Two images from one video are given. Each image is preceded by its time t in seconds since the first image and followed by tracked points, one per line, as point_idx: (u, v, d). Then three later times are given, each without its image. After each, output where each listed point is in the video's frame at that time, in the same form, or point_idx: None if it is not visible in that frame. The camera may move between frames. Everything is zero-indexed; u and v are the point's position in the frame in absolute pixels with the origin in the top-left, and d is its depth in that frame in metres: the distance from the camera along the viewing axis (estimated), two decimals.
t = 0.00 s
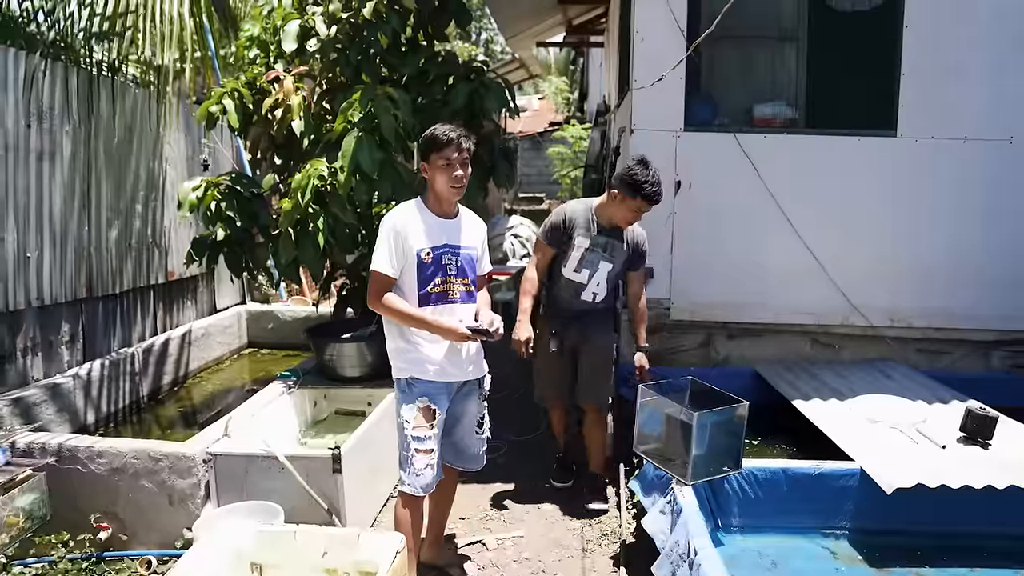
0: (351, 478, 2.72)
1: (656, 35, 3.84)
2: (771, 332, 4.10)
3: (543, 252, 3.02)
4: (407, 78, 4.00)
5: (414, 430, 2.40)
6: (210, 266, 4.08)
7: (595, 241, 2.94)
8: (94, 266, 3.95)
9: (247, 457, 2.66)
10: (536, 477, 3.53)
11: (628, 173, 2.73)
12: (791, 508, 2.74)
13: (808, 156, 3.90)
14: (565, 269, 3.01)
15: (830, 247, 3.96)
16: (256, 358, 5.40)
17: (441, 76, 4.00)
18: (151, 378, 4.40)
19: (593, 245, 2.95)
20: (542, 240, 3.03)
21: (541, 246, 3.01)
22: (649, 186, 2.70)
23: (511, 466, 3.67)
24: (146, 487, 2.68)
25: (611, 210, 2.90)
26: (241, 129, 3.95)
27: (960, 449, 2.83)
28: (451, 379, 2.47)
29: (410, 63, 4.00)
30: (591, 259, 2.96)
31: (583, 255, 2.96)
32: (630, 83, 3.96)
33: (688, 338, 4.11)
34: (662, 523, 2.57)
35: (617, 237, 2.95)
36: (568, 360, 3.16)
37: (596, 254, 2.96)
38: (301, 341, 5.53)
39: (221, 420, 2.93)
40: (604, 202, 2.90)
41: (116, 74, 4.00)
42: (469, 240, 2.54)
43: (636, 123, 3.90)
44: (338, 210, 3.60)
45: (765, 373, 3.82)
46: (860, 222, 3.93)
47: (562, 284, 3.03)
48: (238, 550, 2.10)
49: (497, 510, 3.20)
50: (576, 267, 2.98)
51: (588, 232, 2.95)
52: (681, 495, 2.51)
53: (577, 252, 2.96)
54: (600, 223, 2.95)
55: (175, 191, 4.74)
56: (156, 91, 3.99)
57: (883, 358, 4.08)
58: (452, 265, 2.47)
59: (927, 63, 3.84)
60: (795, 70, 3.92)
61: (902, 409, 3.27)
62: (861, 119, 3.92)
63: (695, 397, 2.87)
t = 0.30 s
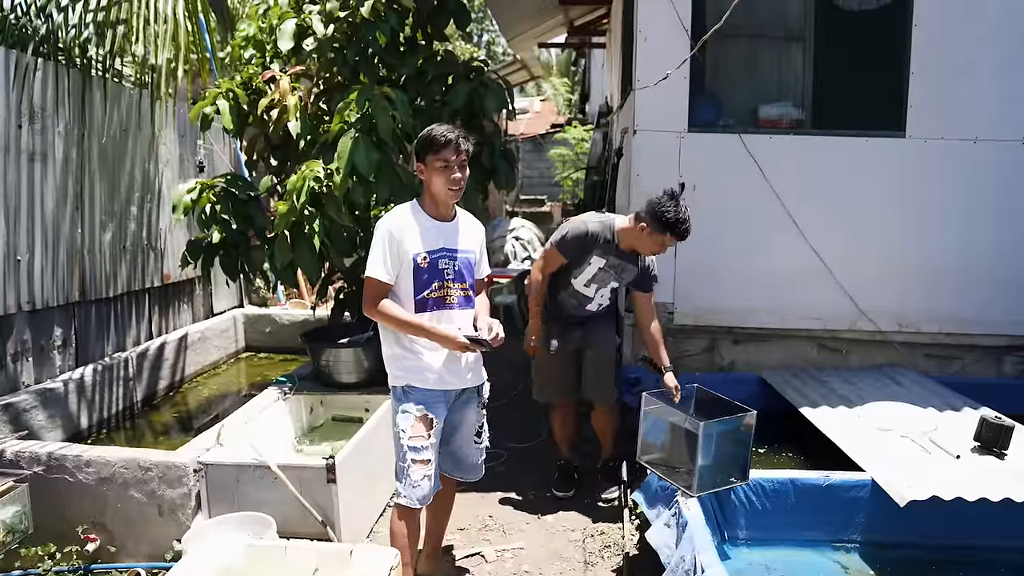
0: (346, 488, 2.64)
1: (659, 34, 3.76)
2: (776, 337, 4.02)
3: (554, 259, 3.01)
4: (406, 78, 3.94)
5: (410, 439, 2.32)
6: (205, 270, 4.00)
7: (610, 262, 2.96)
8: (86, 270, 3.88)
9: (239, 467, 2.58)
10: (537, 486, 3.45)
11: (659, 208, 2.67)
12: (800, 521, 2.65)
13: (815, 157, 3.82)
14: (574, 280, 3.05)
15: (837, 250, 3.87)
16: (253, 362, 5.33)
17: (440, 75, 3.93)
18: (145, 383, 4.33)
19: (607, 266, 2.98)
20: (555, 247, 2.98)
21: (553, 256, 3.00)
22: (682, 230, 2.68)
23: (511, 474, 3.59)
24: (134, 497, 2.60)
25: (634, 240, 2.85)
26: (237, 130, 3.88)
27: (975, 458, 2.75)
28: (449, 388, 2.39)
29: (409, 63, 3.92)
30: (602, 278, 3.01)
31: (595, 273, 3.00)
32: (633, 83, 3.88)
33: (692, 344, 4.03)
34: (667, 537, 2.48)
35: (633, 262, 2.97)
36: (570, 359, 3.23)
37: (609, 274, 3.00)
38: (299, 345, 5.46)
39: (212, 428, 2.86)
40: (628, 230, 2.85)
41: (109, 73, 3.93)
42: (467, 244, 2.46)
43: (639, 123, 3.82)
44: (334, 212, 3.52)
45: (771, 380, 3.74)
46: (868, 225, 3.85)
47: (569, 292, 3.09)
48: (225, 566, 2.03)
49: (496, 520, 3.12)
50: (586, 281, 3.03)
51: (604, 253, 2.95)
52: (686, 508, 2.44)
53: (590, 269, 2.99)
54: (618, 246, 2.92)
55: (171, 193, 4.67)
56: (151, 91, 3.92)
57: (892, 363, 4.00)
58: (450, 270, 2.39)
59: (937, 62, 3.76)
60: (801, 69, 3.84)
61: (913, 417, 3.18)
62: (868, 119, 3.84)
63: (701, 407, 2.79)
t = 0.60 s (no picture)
0: (340, 500, 2.52)
1: (664, 30, 3.66)
2: (783, 342, 3.91)
3: (572, 280, 2.89)
4: (403, 76, 3.83)
5: (406, 451, 2.20)
6: (197, 273, 3.90)
7: (629, 295, 2.85)
8: (74, 272, 3.77)
9: (226, 479, 2.47)
10: (538, 496, 3.34)
11: (684, 242, 2.52)
12: (812, 535, 2.54)
13: (824, 157, 3.71)
14: (588, 302, 2.95)
15: (847, 252, 3.76)
16: (248, 366, 5.23)
17: (438, 73, 3.83)
18: (135, 388, 4.22)
19: (626, 297, 2.87)
20: (574, 270, 2.87)
21: (570, 278, 2.89)
22: (708, 268, 2.52)
23: (512, 484, 3.48)
24: (117, 510, 2.49)
25: (657, 274, 2.70)
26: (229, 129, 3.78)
27: (995, 470, 2.64)
28: (446, 397, 2.28)
29: (406, 60, 3.81)
30: (619, 307, 2.92)
31: (612, 302, 2.90)
32: (637, 80, 3.77)
33: (698, 349, 3.93)
34: (676, 555, 2.38)
35: (653, 297, 2.85)
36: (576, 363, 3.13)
37: (626, 305, 2.91)
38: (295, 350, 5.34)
39: (201, 438, 2.77)
40: (651, 262, 2.71)
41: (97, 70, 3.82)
42: (466, 246, 2.34)
43: (643, 121, 3.71)
44: (329, 212, 3.42)
45: (779, 386, 3.63)
46: (879, 226, 3.74)
47: (581, 311, 2.99)
48: None
49: (496, 532, 3.01)
50: (601, 307, 2.94)
51: (624, 285, 2.83)
52: (695, 523, 2.37)
53: (608, 298, 2.89)
54: (640, 281, 2.80)
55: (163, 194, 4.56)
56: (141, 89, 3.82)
57: (902, 369, 3.89)
58: (447, 273, 2.28)
59: (950, 59, 3.65)
60: (810, 66, 3.73)
61: (928, 425, 3.07)
62: (879, 117, 3.74)
63: (710, 416, 2.68)
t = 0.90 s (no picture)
0: (331, 507, 2.42)
1: (667, 23, 3.57)
2: (788, 344, 3.81)
3: (577, 281, 2.81)
4: (399, 70, 3.73)
5: (400, 458, 2.10)
6: (186, 272, 3.79)
7: (634, 302, 2.78)
8: (59, 271, 3.66)
9: (212, 485, 2.36)
10: (537, 502, 3.23)
11: (692, 250, 2.44)
12: (823, 544, 2.44)
13: (830, 154, 3.62)
14: (591, 306, 2.87)
15: (854, 252, 3.67)
16: (240, 368, 5.12)
17: (435, 67, 3.73)
18: (123, 391, 4.11)
19: (630, 305, 2.80)
20: (579, 272, 2.79)
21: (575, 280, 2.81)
22: (718, 277, 2.43)
23: (510, 489, 3.37)
24: (98, 518, 2.38)
25: (663, 283, 2.63)
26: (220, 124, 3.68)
27: (1012, 476, 2.55)
28: (438, 401, 2.17)
29: (402, 53, 3.71)
30: (622, 314, 2.85)
31: (615, 309, 2.83)
32: (639, 75, 3.68)
33: (701, 350, 3.83)
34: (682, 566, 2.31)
35: (659, 309, 2.78)
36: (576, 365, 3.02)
37: (629, 312, 2.85)
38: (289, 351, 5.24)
39: (186, 443, 2.70)
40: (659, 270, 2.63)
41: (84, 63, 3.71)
42: (463, 245, 2.24)
43: (644, 116, 3.61)
44: (321, 209, 3.32)
45: (784, 388, 3.53)
46: (887, 225, 3.64)
47: (582, 314, 2.91)
48: None
49: (494, 540, 2.90)
50: (604, 313, 2.86)
51: (629, 293, 2.77)
52: (703, 533, 2.28)
53: (612, 304, 2.82)
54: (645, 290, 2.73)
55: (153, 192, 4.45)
56: (128, 82, 3.71)
57: (911, 371, 3.80)
58: (441, 271, 2.17)
59: (959, 53, 3.56)
60: (817, 61, 3.64)
61: (940, 429, 2.97)
62: (887, 113, 3.65)
63: (717, 420, 2.59)
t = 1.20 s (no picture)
0: (318, 511, 2.33)
1: (664, 16, 3.50)
2: (786, 343, 3.76)
3: (572, 276, 2.74)
4: (390, 64, 3.65)
5: (383, 458, 2.02)
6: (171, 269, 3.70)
7: (631, 291, 2.70)
8: (40, 268, 3.56)
9: (195, 488, 2.28)
10: (531, 505, 3.15)
11: (689, 235, 2.39)
12: (825, 547, 2.38)
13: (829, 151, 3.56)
14: (588, 298, 2.79)
15: (853, 249, 3.62)
16: (227, 368, 5.04)
17: (427, 61, 3.65)
18: (106, 391, 4.01)
19: (628, 294, 2.72)
20: (574, 264, 2.72)
21: (571, 272, 2.73)
22: (716, 263, 2.38)
23: (504, 491, 3.30)
24: (76, 523, 2.29)
25: (661, 269, 2.56)
26: (206, 117, 3.62)
27: (1016, 477, 2.50)
28: (424, 400, 2.10)
29: (393, 46, 3.62)
30: (620, 304, 2.76)
31: (613, 299, 2.75)
32: (635, 68, 3.60)
33: (698, 350, 3.77)
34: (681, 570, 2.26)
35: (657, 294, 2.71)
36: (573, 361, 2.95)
37: (628, 303, 2.76)
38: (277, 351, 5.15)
39: (169, 444, 2.60)
40: (656, 257, 2.56)
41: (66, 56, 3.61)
42: (457, 240, 2.15)
43: (640, 111, 3.54)
44: (309, 205, 3.25)
45: (783, 388, 3.48)
46: (886, 222, 3.59)
47: (580, 307, 2.83)
48: None
49: (487, 544, 2.83)
50: (602, 304, 2.78)
51: (627, 280, 2.69)
52: (703, 537, 2.22)
53: (609, 294, 2.73)
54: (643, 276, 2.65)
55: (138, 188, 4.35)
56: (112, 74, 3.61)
57: (910, 371, 3.77)
58: (431, 267, 2.08)
59: (959, 49, 3.52)
60: (815, 56, 3.59)
61: (942, 430, 2.92)
62: (886, 109, 3.60)
63: (716, 421, 2.52)
